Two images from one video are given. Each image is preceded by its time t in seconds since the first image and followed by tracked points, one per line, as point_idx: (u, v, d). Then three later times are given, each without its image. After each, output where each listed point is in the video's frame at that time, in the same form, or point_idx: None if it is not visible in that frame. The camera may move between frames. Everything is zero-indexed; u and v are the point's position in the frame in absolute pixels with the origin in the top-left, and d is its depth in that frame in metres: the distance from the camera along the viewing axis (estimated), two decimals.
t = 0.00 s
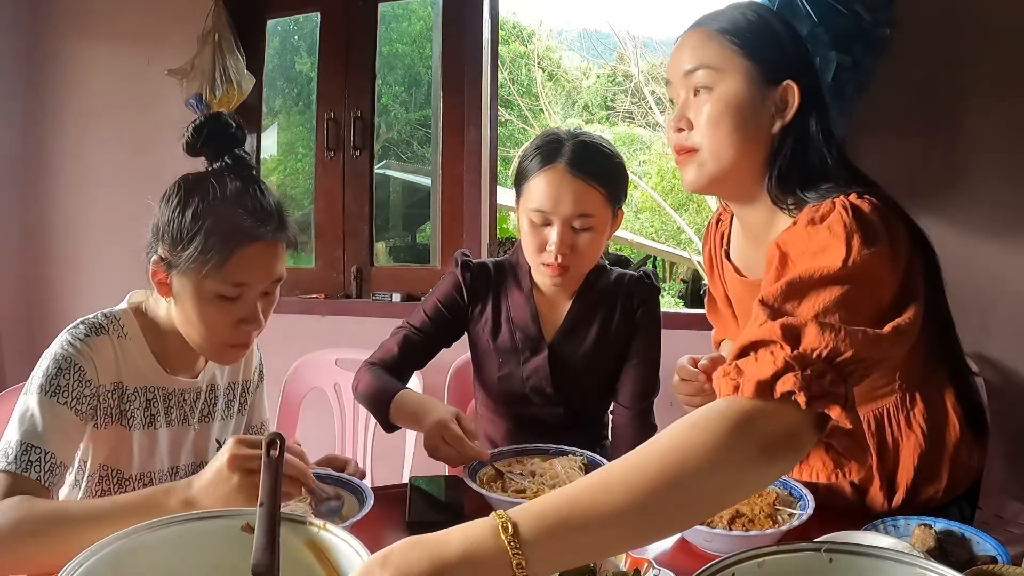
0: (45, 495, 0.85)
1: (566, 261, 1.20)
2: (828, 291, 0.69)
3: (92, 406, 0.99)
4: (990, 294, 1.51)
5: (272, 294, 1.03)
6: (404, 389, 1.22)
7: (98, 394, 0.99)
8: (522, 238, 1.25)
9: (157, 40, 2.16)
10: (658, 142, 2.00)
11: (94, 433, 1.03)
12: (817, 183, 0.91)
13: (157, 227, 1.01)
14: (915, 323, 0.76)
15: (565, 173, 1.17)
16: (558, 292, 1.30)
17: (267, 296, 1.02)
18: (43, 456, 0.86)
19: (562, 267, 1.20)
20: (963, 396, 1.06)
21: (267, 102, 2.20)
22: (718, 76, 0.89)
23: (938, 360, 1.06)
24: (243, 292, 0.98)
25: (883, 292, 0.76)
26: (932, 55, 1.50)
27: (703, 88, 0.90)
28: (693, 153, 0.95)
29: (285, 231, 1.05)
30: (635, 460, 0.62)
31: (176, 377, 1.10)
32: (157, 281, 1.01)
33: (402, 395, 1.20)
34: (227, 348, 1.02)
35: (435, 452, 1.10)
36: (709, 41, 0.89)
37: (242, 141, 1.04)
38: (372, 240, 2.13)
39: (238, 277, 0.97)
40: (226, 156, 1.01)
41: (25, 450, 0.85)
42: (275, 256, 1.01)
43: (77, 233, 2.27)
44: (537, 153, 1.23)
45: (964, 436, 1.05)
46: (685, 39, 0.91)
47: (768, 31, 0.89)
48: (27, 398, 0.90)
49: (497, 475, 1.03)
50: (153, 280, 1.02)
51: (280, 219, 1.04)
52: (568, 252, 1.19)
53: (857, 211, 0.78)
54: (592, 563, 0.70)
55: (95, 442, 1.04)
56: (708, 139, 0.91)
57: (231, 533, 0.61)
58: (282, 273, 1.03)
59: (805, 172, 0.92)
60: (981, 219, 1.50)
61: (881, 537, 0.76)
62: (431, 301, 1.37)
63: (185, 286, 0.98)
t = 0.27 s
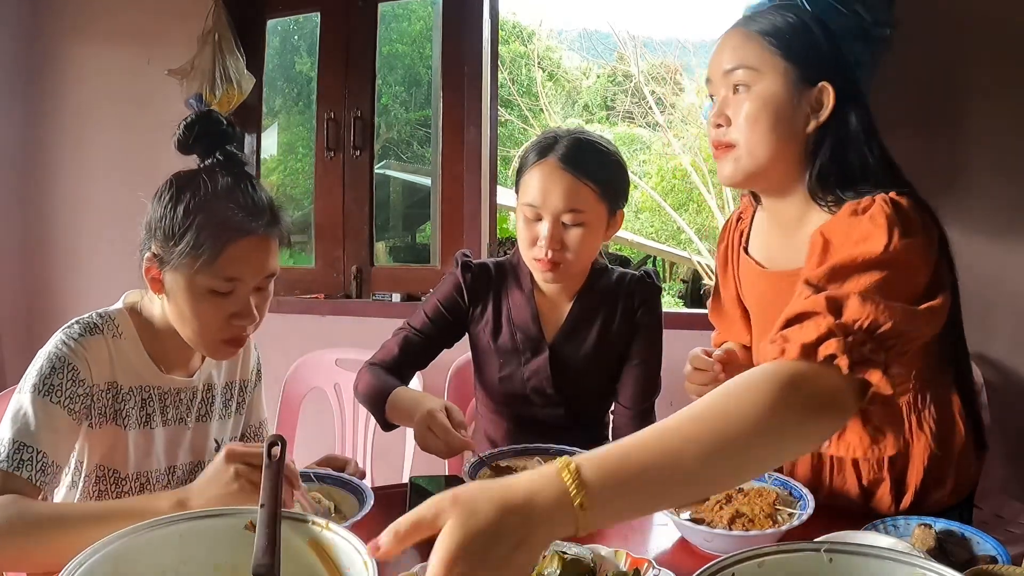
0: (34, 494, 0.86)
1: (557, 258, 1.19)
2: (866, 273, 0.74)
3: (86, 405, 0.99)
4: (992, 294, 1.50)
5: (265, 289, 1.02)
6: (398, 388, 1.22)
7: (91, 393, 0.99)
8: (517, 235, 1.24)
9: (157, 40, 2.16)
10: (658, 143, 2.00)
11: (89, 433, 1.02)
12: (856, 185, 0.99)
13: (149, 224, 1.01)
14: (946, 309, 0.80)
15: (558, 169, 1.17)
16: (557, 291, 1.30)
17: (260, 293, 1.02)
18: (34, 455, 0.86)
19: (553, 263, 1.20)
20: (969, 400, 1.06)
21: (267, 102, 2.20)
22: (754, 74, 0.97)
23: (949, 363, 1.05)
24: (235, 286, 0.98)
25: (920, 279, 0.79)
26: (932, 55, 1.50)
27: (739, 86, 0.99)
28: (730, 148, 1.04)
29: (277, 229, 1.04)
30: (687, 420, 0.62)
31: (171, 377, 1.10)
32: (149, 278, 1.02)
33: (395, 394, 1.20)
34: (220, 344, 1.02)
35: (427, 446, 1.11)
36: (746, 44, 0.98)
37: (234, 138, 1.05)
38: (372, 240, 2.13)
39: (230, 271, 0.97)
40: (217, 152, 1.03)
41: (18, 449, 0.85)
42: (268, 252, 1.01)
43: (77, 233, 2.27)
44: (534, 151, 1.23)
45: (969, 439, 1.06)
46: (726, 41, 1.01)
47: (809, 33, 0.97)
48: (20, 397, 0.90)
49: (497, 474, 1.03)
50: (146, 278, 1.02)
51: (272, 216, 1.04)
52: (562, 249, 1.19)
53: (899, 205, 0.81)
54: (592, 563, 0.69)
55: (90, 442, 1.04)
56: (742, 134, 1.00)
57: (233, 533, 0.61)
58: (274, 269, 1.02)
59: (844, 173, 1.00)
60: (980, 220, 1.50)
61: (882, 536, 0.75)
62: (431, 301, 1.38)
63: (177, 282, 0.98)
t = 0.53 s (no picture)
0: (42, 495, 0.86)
1: (554, 258, 1.19)
2: (1001, 238, 0.84)
3: (85, 403, 0.99)
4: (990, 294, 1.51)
5: (257, 282, 1.02)
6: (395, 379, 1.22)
7: (90, 392, 0.99)
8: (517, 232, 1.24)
9: (157, 40, 2.16)
10: (658, 143, 2.02)
11: (88, 432, 1.02)
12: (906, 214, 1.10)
13: (141, 222, 1.02)
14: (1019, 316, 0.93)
15: (557, 168, 1.17)
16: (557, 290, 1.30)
17: (251, 286, 1.01)
18: (40, 455, 0.86)
19: (551, 262, 1.20)
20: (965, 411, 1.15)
21: (267, 102, 2.19)
22: (825, 95, 1.04)
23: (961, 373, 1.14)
24: (225, 279, 0.97)
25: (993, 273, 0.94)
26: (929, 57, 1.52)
27: (813, 103, 1.04)
28: (794, 159, 1.07)
29: (267, 222, 1.04)
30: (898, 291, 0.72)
31: (168, 376, 1.10)
32: (142, 273, 1.02)
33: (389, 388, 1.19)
34: (212, 339, 1.01)
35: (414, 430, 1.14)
36: (822, 66, 1.05)
37: (222, 134, 1.07)
38: (372, 240, 2.13)
39: (220, 264, 0.96)
40: (206, 147, 1.04)
41: (23, 449, 0.85)
42: (258, 245, 1.00)
43: (77, 232, 2.27)
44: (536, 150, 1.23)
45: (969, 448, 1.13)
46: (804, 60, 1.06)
47: (880, 69, 1.05)
48: (21, 398, 0.90)
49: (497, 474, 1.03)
50: (139, 274, 1.03)
51: (262, 210, 1.04)
52: (559, 247, 1.19)
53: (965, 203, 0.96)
54: (592, 563, 0.69)
55: (89, 442, 1.03)
56: (812, 148, 1.04)
57: (232, 532, 0.61)
58: (265, 261, 1.02)
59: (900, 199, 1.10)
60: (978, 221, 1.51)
61: (882, 536, 0.75)
62: (431, 301, 1.38)
63: (169, 277, 0.97)
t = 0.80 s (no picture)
0: (46, 498, 0.86)
1: (563, 262, 1.19)
2: None
3: (86, 404, 0.99)
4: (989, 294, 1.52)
5: (254, 273, 1.02)
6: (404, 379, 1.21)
7: (90, 392, 0.99)
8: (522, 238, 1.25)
9: (157, 40, 2.16)
10: (657, 143, 2.01)
11: (91, 433, 1.03)
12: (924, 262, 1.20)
13: (136, 220, 1.02)
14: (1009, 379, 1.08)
15: (561, 173, 1.17)
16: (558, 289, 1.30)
17: (249, 278, 1.01)
18: (42, 458, 0.87)
19: (561, 267, 1.20)
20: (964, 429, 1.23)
21: (266, 102, 2.19)
22: (858, 160, 1.15)
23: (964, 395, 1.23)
24: (223, 271, 0.97)
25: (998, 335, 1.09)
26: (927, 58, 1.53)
27: (845, 169, 1.16)
28: (829, 216, 1.18)
29: (262, 214, 1.04)
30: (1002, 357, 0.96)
31: (167, 375, 1.10)
32: (139, 270, 1.02)
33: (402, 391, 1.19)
34: (211, 334, 1.01)
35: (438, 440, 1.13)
36: (851, 135, 1.16)
37: (213, 129, 1.05)
38: (372, 240, 2.13)
39: (216, 256, 0.96)
40: (198, 143, 1.02)
41: (25, 453, 0.85)
42: (255, 237, 1.00)
43: (77, 233, 2.27)
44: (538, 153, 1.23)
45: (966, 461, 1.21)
46: (832, 127, 1.17)
47: (900, 126, 1.16)
48: (23, 400, 0.90)
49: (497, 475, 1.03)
50: (137, 273, 1.03)
51: (257, 203, 1.04)
52: (565, 253, 1.19)
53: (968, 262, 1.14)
54: (592, 563, 0.69)
55: (90, 443, 1.03)
56: (846, 208, 1.16)
57: (232, 532, 0.61)
58: (262, 252, 1.02)
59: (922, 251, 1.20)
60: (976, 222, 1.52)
61: (882, 536, 0.75)
62: (431, 301, 1.38)
63: (167, 272, 0.97)
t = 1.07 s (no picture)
0: (42, 497, 0.87)
1: (566, 264, 1.19)
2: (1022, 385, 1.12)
3: (85, 404, 0.99)
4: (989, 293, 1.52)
5: (255, 272, 1.02)
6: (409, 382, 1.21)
7: (89, 392, 0.99)
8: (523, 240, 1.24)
9: (157, 40, 2.16)
10: (657, 143, 2.01)
11: (90, 432, 1.03)
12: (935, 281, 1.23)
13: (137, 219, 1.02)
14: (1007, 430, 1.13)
15: (565, 175, 1.17)
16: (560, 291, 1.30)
17: (250, 276, 1.01)
18: (39, 458, 0.87)
19: (563, 269, 1.20)
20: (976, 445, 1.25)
21: (266, 102, 2.19)
22: (880, 199, 1.15)
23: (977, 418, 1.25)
24: (223, 269, 0.97)
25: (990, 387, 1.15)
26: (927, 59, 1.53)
27: (868, 206, 1.15)
28: (857, 253, 1.18)
29: (263, 213, 1.04)
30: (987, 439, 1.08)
31: (167, 375, 1.10)
32: (140, 270, 1.02)
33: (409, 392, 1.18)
34: (212, 333, 1.01)
35: (447, 439, 1.12)
36: (868, 171, 1.16)
37: (212, 129, 1.05)
38: (372, 240, 2.12)
39: (216, 254, 0.96)
40: (198, 143, 1.02)
41: (22, 453, 0.85)
42: (256, 236, 1.00)
43: (77, 233, 2.27)
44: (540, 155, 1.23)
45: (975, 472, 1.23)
46: (850, 164, 1.16)
47: (905, 154, 1.17)
48: (21, 400, 0.90)
49: (497, 475, 1.03)
50: (138, 272, 1.03)
51: (257, 202, 1.04)
52: (568, 256, 1.18)
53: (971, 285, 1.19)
54: (592, 563, 0.69)
55: (89, 443, 1.03)
56: (875, 244, 1.16)
57: (232, 532, 0.61)
58: (263, 251, 1.02)
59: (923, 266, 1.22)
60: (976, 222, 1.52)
61: (882, 536, 0.75)
62: (432, 300, 1.38)
63: (168, 271, 0.97)
